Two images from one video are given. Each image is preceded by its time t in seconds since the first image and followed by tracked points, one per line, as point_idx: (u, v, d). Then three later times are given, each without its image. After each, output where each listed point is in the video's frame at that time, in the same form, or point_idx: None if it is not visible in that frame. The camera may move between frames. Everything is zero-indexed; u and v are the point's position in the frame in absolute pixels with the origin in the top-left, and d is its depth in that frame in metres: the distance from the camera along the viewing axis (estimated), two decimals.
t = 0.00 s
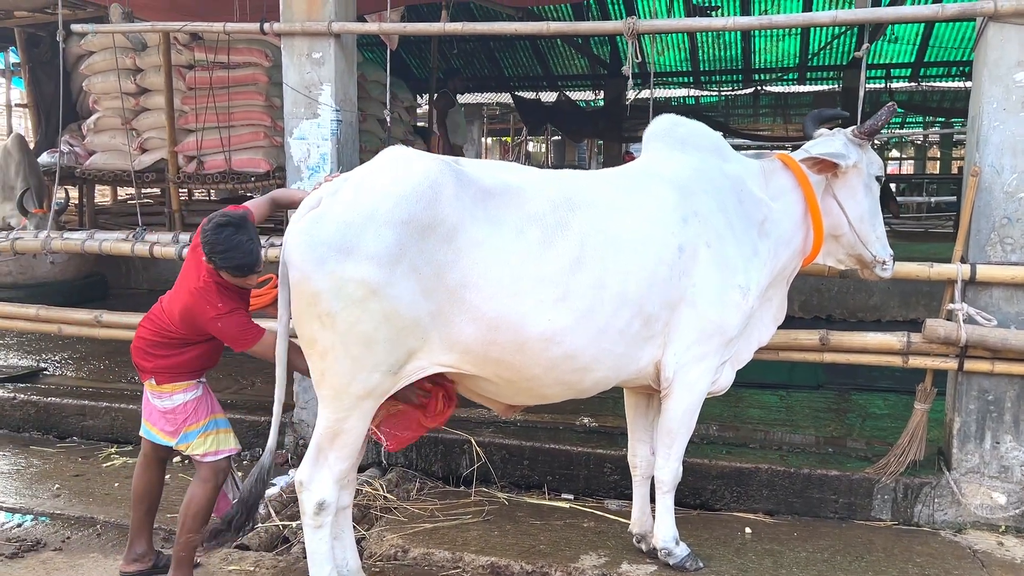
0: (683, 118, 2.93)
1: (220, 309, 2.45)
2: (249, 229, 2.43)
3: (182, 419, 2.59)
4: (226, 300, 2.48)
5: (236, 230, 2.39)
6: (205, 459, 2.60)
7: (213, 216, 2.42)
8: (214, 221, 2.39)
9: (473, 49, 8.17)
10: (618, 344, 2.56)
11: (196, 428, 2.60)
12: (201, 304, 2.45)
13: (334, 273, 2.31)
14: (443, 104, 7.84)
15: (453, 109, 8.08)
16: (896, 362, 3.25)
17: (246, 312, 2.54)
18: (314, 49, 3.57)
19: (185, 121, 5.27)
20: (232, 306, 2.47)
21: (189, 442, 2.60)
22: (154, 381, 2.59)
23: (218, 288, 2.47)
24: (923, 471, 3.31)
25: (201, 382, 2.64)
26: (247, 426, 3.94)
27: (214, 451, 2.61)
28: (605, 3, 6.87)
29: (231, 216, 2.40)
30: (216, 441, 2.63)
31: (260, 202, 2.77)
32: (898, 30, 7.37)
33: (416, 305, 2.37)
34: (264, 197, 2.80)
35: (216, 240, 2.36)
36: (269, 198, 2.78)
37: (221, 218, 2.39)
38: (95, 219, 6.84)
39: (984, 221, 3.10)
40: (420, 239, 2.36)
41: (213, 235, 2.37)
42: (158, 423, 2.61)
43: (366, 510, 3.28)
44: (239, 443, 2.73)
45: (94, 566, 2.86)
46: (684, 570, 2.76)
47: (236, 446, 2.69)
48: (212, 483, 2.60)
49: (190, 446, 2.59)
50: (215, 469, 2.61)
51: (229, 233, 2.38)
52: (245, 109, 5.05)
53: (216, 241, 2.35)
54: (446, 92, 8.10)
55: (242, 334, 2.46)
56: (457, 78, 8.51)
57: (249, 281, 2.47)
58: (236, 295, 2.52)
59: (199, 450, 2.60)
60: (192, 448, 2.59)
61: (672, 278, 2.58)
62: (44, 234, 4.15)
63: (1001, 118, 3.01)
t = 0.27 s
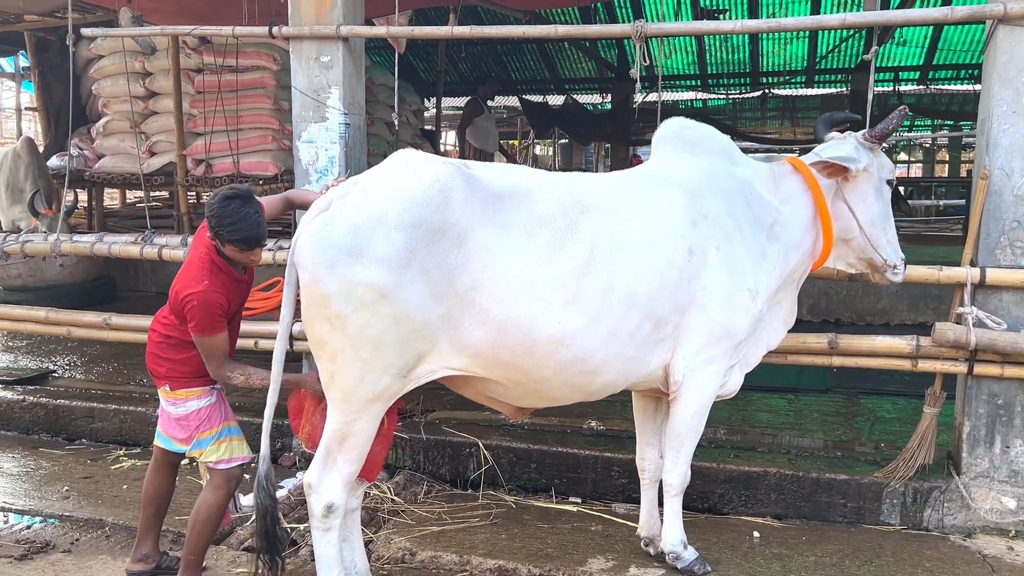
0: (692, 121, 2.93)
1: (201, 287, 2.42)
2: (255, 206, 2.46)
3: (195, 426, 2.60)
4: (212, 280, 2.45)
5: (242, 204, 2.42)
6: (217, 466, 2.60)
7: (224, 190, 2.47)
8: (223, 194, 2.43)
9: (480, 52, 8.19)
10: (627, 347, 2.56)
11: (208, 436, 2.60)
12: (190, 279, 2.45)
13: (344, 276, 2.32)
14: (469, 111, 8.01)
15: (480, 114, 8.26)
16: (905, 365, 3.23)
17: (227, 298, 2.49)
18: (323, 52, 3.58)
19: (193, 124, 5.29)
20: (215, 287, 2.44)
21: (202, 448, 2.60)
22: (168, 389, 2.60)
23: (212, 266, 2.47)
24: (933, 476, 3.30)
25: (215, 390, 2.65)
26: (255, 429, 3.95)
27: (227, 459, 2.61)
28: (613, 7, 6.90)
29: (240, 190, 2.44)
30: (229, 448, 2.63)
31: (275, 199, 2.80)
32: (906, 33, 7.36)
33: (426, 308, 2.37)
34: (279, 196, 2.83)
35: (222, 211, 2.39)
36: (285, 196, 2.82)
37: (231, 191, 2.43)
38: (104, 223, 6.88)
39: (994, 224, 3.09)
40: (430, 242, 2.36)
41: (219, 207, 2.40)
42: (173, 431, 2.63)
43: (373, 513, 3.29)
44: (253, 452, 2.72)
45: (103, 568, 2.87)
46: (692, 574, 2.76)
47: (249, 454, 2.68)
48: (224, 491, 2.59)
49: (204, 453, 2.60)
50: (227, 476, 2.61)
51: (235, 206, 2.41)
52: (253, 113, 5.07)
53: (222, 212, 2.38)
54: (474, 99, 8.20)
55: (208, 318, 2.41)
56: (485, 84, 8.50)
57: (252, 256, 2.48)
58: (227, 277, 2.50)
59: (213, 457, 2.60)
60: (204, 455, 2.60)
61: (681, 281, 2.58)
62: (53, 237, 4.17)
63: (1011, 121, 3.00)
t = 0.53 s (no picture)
0: (694, 123, 2.93)
1: (229, 315, 2.45)
2: (266, 230, 2.42)
3: (203, 429, 2.61)
4: (237, 305, 2.48)
5: (253, 231, 2.38)
6: (225, 469, 2.62)
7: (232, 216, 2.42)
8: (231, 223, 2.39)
9: (483, 54, 8.20)
10: (629, 347, 2.56)
11: (216, 438, 2.61)
12: (214, 307, 2.46)
13: (347, 278, 2.32)
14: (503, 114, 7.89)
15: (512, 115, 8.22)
16: (909, 368, 3.23)
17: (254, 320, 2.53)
18: (326, 55, 3.59)
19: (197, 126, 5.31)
20: (242, 313, 2.48)
21: (209, 452, 2.61)
22: (175, 393, 2.60)
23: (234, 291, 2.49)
24: (937, 478, 3.29)
25: (221, 393, 2.66)
26: (259, 430, 3.95)
27: (234, 462, 2.63)
28: (616, 9, 6.93)
29: (249, 216, 2.40)
30: (236, 451, 2.64)
31: (275, 203, 2.80)
32: (911, 35, 7.36)
33: (429, 309, 2.38)
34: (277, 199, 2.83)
35: (234, 241, 2.35)
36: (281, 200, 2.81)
37: (238, 219, 2.38)
38: (109, 224, 6.90)
39: (998, 226, 3.09)
40: (432, 243, 2.37)
41: (230, 236, 2.36)
42: (179, 434, 2.62)
43: (377, 515, 3.29)
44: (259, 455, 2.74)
45: (107, 569, 2.88)
46: None
47: (256, 457, 2.71)
48: (232, 494, 2.61)
49: (211, 456, 2.61)
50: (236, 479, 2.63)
51: (246, 233, 2.37)
52: (257, 115, 5.08)
53: (234, 241, 2.35)
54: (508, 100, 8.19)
55: (244, 345, 2.46)
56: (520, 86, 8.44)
57: (264, 283, 2.45)
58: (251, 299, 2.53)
59: (221, 459, 2.61)
60: (212, 458, 2.61)
61: (683, 282, 2.58)
62: (58, 239, 4.18)
63: (1015, 123, 3.00)
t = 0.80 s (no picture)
0: (695, 123, 2.94)
1: (246, 327, 2.46)
2: (265, 247, 2.39)
3: (215, 432, 2.61)
4: (251, 315, 2.49)
5: (252, 251, 2.35)
6: (238, 472, 2.61)
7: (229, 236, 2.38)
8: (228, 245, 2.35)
9: (484, 55, 8.20)
10: (630, 347, 2.56)
11: (228, 441, 2.62)
12: (227, 322, 2.47)
13: (349, 278, 2.32)
14: (535, 115, 7.77)
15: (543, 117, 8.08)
16: (910, 368, 3.23)
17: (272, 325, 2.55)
18: (327, 55, 3.59)
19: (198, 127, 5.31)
20: (258, 323, 2.49)
21: (221, 454, 2.61)
22: (187, 396, 2.61)
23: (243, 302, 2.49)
24: (938, 479, 3.29)
25: (233, 396, 2.67)
26: (260, 431, 3.96)
27: (247, 464, 2.63)
28: (617, 9, 6.94)
29: (245, 236, 2.35)
30: (248, 455, 2.64)
31: (259, 202, 2.81)
32: (911, 36, 7.37)
33: (430, 310, 2.38)
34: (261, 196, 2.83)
35: (236, 264, 2.33)
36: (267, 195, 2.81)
37: (234, 241, 2.34)
38: (109, 225, 6.90)
39: (998, 227, 3.09)
40: (434, 244, 2.37)
41: (230, 258, 2.34)
42: (191, 436, 2.63)
43: (377, 516, 3.29)
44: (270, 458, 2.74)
45: (108, 570, 2.88)
46: None
47: (268, 460, 2.70)
48: (241, 496, 2.60)
49: (222, 459, 2.61)
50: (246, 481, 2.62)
51: (246, 254, 2.34)
52: (258, 115, 5.09)
53: (234, 263, 2.33)
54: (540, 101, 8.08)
55: (268, 353, 2.49)
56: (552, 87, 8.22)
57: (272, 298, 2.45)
58: (263, 306, 2.53)
59: (232, 463, 2.61)
60: (224, 461, 2.61)
61: (684, 282, 2.58)
62: (59, 240, 4.18)
63: (1015, 124, 3.00)
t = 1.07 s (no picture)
0: (694, 123, 2.94)
1: (216, 300, 2.41)
2: (271, 228, 2.39)
3: (210, 428, 2.61)
4: (227, 293, 2.44)
5: (257, 230, 2.35)
6: (225, 472, 2.62)
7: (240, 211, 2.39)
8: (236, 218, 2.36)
9: (483, 55, 8.20)
10: (629, 346, 2.56)
11: (221, 440, 2.62)
12: (207, 292, 2.44)
13: (347, 278, 2.32)
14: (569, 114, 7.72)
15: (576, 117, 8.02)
16: (908, 368, 3.23)
17: (243, 311, 2.48)
18: (326, 55, 3.59)
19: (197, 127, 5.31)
20: (230, 301, 2.42)
21: (212, 451, 2.62)
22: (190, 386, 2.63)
23: (229, 280, 2.46)
24: (936, 478, 3.30)
25: (235, 394, 2.65)
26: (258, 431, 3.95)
27: (235, 466, 2.63)
28: (616, 10, 6.95)
29: (254, 214, 2.36)
30: (239, 456, 2.64)
31: (271, 183, 2.80)
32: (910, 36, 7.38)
33: (430, 309, 2.38)
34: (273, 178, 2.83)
35: (238, 240, 2.33)
36: (279, 178, 2.81)
37: (242, 216, 2.34)
38: (108, 225, 6.90)
39: (996, 227, 3.09)
40: (433, 243, 2.37)
41: (234, 233, 2.34)
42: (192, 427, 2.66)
43: (376, 515, 3.29)
44: (264, 462, 2.72)
45: (106, 569, 2.88)
46: None
47: (258, 464, 2.69)
48: (230, 497, 2.61)
49: (214, 456, 2.62)
50: (236, 482, 2.63)
51: (251, 232, 2.34)
52: (257, 115, 5.09)
53: (237, 239, 2.33)
54: (573, 97, 8.07)
55: (224, 332, 2.41)
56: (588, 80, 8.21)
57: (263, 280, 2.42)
58: (243, 290, 2.47)
59: (222, 462, 2.61)
60: (213, 459, 2.62)
61: (683, 282, 2.58)
62: (57, 240, 4.18)
63: (1013, 124, 3.00)
